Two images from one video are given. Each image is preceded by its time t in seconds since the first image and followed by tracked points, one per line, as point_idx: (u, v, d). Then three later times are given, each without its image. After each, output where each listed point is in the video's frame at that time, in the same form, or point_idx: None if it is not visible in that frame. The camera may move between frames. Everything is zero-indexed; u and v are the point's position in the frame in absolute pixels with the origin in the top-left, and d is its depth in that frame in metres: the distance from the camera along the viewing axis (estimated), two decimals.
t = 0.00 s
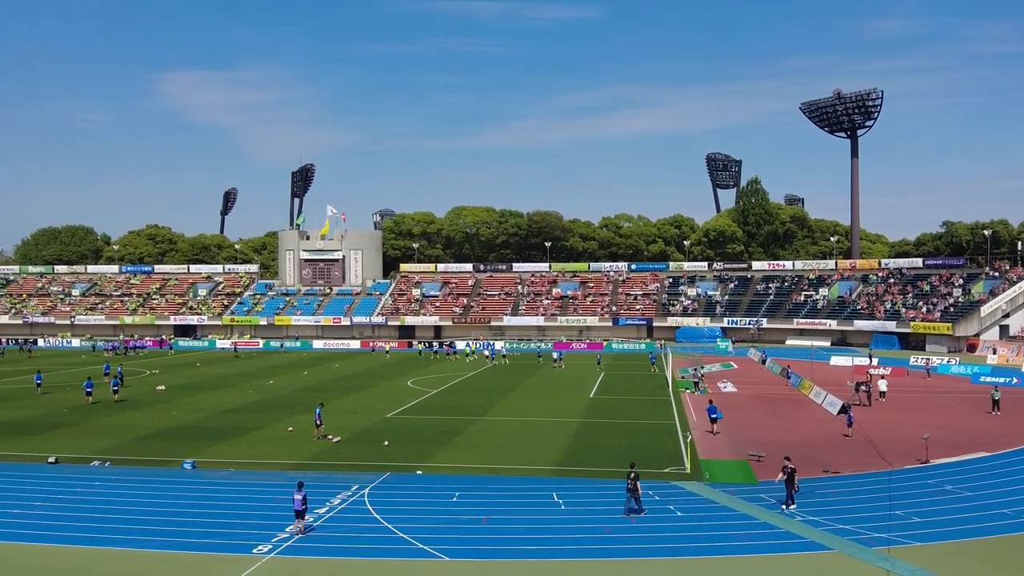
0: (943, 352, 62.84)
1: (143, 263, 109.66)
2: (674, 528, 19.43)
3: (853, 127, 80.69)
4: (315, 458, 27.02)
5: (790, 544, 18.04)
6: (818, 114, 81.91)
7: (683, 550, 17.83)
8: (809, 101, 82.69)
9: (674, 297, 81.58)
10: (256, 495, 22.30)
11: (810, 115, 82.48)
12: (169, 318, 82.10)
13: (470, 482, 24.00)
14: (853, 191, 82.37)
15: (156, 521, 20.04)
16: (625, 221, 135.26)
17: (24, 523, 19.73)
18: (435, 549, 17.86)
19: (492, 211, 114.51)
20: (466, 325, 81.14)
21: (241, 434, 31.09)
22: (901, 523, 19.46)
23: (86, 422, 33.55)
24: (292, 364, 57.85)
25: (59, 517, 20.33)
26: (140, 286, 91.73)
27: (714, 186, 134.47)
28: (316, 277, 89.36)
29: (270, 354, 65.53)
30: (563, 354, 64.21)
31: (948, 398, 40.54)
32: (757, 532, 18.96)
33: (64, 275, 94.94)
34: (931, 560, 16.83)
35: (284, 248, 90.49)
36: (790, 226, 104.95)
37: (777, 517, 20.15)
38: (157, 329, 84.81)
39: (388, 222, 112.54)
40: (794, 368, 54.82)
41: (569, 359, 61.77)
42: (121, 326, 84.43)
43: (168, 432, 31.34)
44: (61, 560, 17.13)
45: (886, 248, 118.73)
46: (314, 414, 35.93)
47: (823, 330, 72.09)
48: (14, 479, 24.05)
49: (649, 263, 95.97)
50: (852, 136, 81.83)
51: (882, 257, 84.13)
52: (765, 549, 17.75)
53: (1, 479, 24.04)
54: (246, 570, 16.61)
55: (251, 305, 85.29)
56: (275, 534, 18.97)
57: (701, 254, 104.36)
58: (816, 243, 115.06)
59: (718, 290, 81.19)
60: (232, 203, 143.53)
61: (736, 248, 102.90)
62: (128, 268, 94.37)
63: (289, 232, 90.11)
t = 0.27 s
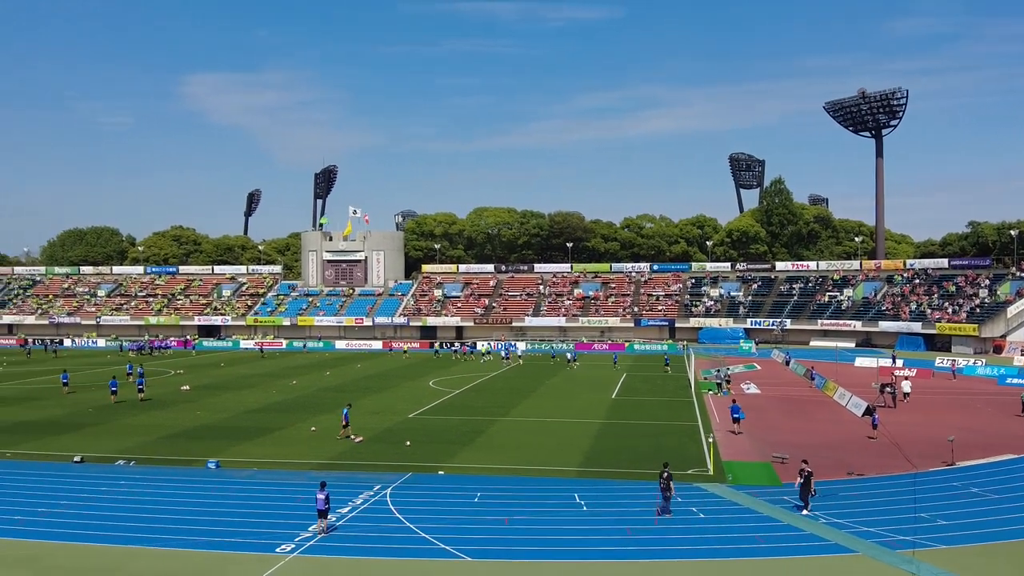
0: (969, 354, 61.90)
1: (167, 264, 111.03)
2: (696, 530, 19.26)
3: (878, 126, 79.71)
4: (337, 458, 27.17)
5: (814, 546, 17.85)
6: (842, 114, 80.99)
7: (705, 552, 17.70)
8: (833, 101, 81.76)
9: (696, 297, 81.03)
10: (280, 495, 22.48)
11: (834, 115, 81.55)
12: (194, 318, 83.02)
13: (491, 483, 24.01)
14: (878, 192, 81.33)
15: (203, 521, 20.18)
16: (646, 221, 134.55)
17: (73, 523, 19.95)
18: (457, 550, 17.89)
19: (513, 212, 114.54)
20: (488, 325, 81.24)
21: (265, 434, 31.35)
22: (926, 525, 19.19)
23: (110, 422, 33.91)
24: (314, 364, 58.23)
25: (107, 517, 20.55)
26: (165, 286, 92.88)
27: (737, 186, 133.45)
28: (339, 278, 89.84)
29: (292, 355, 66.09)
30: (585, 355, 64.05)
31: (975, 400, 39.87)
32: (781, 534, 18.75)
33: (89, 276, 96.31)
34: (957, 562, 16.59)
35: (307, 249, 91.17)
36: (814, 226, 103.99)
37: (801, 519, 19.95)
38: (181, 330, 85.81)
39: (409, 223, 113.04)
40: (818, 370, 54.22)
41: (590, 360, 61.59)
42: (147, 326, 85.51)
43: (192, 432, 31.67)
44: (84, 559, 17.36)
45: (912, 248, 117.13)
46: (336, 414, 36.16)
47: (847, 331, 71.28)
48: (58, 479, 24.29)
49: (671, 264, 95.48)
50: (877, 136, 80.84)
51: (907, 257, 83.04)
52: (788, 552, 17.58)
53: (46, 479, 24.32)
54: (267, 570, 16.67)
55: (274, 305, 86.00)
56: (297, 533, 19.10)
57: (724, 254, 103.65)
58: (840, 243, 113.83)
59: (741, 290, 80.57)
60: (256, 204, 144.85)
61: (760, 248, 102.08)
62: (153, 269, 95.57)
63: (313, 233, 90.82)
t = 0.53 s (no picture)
0: (993, 355, 61.06)
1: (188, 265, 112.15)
2: (715, 531, 19.14)
3: (899, 125, 78.81)
4: (356, 458, 27.25)
5: (834, 548, 17.68)
6: (863, 113, 80.13)
7: (724, 553, 17.60)
8: (854, 99, 80.89)
9: (716, 297, 80.56)
10: (300, 494, 22.63)
11: (855, 114, 80.68)
12: (215, 318, 83.75)
13: (509, 483, 24.01)
14: (900, 191, 80.40)
15: (249, 521, 20.24)
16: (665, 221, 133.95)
17: (119, 523, 20.03)
18: (475, 550, 17.91)
19: (532, 212, 114.46)
20: (506, 326, 81.27)
21: (285, 434, 31.56)
22: (948, 528, 18.95)
23: (130, 422, 34.23)
24: (333, 364, 58.50)
25: (154, 517, 20.64)
26: (186, 286, 93.77)
27: (757, 186, 132.50)
28: (358, 278, 90.21)
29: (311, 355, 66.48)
30: (604, 356, 63.88)
31: (999, 402, 39.28)
32: (801, 536, 18.60)
33: (112, 276, 97.42)
34: (980, 565, 16.38)
35: (327, 249, 91.65)
36: (835, 226, 103.07)
37: (821, 521, 19.77)
38: (202, 329, 86.61)
39: (428, 223, 113.40)
40: (839, 370, 53.70)
41: (608, 360, 61.43)
42: (168, 326, 86.38)
43: (212, 431, 31.91)
44: (104, 557, 17.56)
45: (935, 248, 115.72)
46: (355, 414, 36.34)
47: (869, 331, 70.54)
48: (99, 479, 24.41)
49: (690, 264, 94.99)
50: (898, 135, 79.91)
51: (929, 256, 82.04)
52: (808, 553, 17.42)
53: (86, 479, 24.47)
54: (286, 570, 16.74)
55: (294, 306, 86.51)
56: (316, 532, 19.20)
57: (744, 254, 102.93)
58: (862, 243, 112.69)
59: (761, 290, 79.99)
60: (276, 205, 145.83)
61: (780, 248, 101.25)
62: (174, 269, 96.50)
63: (332, 234, 91.29)
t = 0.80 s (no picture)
0: (1011, 356, 60.40)
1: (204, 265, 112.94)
2: (730, 532, 19.01)
3: (916, 124, 78.07)
4: (371, 457, 27.34)
5: (850, 549, 17.52)
6: (879, 111, 79.43)
7: (740, 554, 17.48)
8: (870, 98, 80.17)
9: (731, 297, 80.13)
10: (315, 493, 22.71)
11: (871, 112, 79.97)
12: (230, 318, 84.30)
13: (523, 483, 23.99)
14: (917, 190, 79.63)
15: (284, 520, 20.24)
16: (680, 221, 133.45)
17: (156, 523, 20.06)
18: (490, 550, 17.90)
19: (546, 212, 114.33)
20: (521, 325, 81.29)
21: (300, 433, 31.69)
22: (966, 529, 18.76)
23: (147, 421, 34.49)
24: (348, 364, 58.70)
25: (192, 516, 20.69)
26: (202, 286, 94.45)
27: (773, 185, 131.70)
28: (373, 278, 90.46)
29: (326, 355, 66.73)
30: (618, 356, 63.71)
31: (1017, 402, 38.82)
32: (817, 537, 18.46)
33: (129, 276, 98.25)
34: (998, 567, 16.20)
35: (342, 249, 92.03)
36: (852, 225, 102.29)
37: (837, 522, 19.54)
38: (219, 329, 87.26)
39: (443, 223, 113.66)
40: (855, 371, 53.28)
41: (622, 360, 61.27)
42: (185, 326, 87.02)
43: (227, 430, 32.17)
44: (122, 556, 17.69)
45: (952, 248, 114.60)
46: (369, 413, 36.46)
47: (886, 331, 69.91)
48: (132, 479, 24.54)
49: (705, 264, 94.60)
50: (915, 134, 79.17)
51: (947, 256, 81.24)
52: (822, 555, 17.26)
53: (112, 479, 24.62)
54: (300, 570, 16.74)
55: (309, 305, 86.88)
56: (332, 531, 19.29)
57: (760, 254, 102.36)
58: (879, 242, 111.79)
59: (777, 290, 79.49)
60: (292, 206, 146.54)
61: (796, 248, 100.60)
62: (190, 270, 97.19)
63: (348, 233, 91.68)
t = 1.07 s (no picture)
0: None
1: (218, 265, 113.58)
2: (742, 533, 18.93)
3: (930, 124, 77.47)
4: (383, 457, 27.45)
5: (864, 550, 17.41)
6: (893, 111, 78.85)
7: (752, 555, 17.41)
8: (884, 97, 79.59)
9: (744, 297, 79.80)
10: (327, 493, 22.79)
11: (885, 112, 79.40)
12: (243, 318, 84.71)
13: (535, 483, 23.98)
14: (931, 190, 79.01)
15: (308, 520, 20.28)
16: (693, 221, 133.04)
17: (182, 523, 20.11)
18: (501, 550, 17.90)
19: (558, 212, 114.22)
20: (533, 326, 81.30)
21: (312, 433, 31.82)
22: (980, 531, 18.61)
23: (161, 421, 34.71)
24: (360, 364, 58.89)
25: (217, 516, 20.74)
26: (215, 286, 94.97)
27: (786, 185, 131.03)
28: (385, 278, 90.72)
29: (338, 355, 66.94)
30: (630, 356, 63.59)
31: None
32: (830, 538, 18.34)
33: (142, 276, 98.91)
34: (1012, 569, 16.05)
35: (355, 249, 92.33)
36: (866, 225, 101.65)
37: (849, 523, 19.43)
38: (232, 329, 87.75)
39: (455, 223, 113.88)
40: (869, 371, 52.92)
41: (634, 361, 61.14)
42: (198, 326, 87.53)
43: (240, 430, 32.43)
44: (136, 555, 17.79)
45: (967, 247, 113.68)
46: (381, 413, 36.56)
47: (900, 332, 69.39)
48: (151, 478, 24.67)
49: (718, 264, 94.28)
50: (929, 133, 78.57)
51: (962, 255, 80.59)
52: (834, 556, 17.15)
53: (127, 478, 24.77)
54: (312, 570, 16.76)
55: (322, 306, 87.16)
56: (344, 531, 19.36)
57: (773, 254, 101.89)
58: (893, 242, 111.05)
59: (790, 290, 79.09)
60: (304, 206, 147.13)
61: (809, 248, 100.05)
62: (204, 270, 97.74)
63: (360, 234, 91.98)
